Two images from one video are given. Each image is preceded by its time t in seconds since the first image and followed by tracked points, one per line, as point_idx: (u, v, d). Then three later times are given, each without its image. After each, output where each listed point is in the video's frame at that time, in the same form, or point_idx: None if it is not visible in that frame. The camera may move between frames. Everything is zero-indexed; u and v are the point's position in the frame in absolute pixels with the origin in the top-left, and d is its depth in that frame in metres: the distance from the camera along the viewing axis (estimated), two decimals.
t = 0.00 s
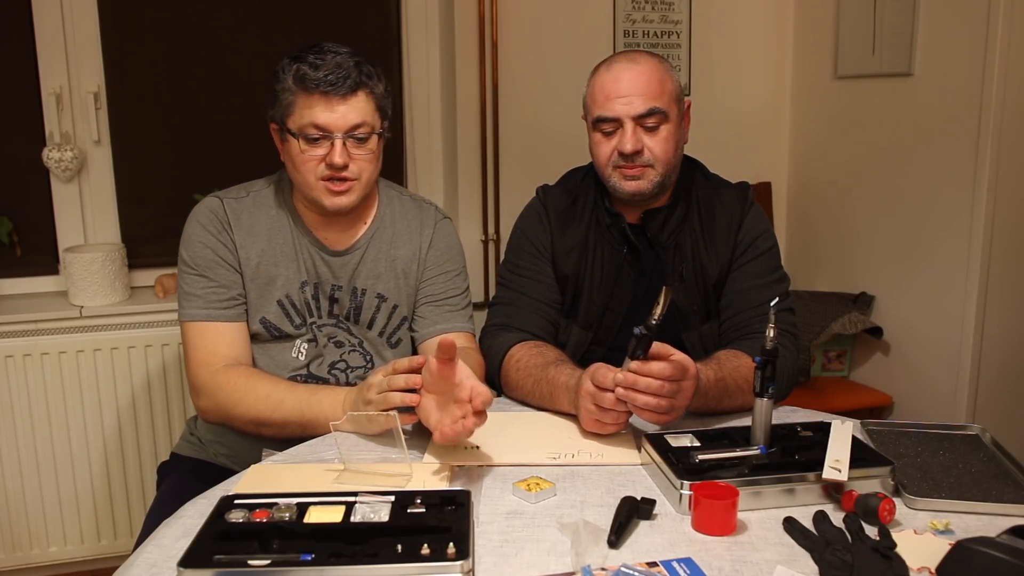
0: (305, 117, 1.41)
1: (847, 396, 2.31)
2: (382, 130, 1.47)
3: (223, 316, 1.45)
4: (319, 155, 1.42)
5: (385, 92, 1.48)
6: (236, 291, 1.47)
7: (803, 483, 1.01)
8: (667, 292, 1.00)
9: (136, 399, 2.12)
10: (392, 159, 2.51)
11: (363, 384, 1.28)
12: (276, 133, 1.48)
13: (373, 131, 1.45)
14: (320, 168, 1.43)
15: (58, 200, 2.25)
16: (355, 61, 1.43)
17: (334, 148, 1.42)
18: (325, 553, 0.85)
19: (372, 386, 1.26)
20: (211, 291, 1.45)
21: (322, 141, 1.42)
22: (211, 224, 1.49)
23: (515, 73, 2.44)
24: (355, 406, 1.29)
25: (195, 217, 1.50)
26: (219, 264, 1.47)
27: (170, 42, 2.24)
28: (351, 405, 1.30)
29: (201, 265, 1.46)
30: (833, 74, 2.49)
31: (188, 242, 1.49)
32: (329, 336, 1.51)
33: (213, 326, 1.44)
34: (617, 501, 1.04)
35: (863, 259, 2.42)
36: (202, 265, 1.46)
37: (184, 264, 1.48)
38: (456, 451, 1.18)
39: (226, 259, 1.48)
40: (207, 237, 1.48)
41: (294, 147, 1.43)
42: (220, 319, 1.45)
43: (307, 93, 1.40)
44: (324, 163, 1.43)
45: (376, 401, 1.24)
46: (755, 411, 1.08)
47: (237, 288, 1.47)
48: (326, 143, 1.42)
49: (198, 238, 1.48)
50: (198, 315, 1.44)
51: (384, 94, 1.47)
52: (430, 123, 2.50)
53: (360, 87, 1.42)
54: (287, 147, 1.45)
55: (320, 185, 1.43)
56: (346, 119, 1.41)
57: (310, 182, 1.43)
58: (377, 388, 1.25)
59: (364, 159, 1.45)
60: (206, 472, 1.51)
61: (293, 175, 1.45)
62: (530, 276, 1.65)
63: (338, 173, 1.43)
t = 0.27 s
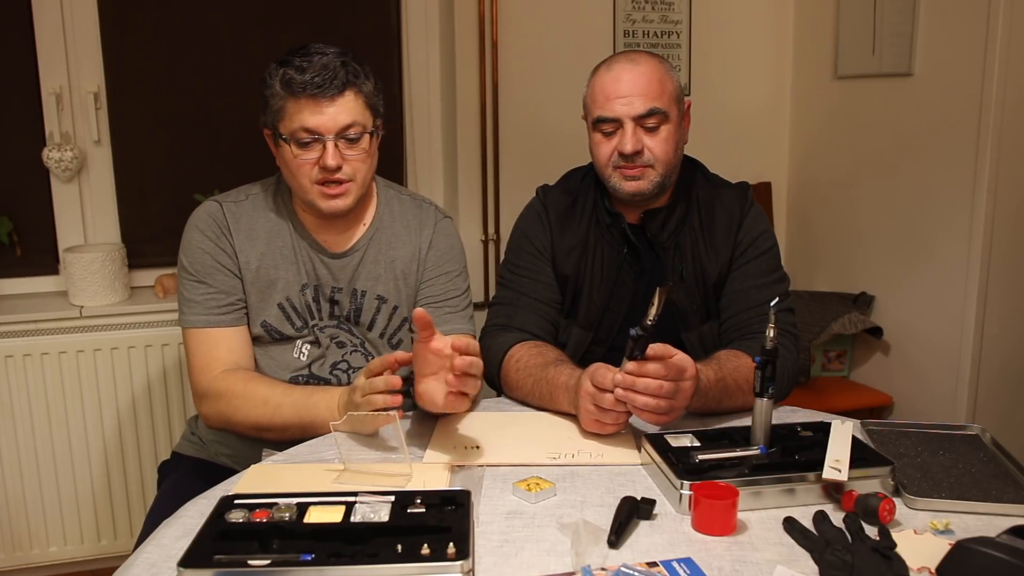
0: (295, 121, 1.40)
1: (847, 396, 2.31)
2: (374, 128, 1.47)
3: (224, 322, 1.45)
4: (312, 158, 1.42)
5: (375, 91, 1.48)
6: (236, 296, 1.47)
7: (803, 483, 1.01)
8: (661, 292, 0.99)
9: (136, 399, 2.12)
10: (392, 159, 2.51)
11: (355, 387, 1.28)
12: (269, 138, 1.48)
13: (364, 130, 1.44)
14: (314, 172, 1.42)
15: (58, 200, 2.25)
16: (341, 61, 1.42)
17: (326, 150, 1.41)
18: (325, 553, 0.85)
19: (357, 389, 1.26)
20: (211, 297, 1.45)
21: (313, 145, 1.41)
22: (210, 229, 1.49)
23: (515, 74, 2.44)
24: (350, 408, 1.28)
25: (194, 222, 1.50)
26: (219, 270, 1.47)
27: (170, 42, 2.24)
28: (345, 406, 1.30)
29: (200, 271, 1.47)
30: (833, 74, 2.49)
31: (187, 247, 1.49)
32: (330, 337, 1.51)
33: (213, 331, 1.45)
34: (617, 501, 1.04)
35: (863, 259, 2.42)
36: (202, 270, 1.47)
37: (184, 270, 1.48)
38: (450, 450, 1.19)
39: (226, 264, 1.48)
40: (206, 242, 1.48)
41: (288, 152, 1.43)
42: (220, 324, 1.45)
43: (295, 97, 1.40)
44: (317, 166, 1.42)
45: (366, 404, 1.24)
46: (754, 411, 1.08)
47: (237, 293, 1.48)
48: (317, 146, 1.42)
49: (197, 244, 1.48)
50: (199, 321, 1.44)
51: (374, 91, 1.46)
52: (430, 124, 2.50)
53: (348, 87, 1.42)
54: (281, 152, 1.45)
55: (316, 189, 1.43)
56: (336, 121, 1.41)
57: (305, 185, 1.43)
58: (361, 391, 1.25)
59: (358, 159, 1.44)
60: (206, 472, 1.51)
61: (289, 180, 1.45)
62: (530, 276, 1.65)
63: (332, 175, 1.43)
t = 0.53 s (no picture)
0: (294, 124, 1.40)
1: (847, 396, 2.31)
2: (374, 128, 1.47)
3: (224, 322, 1.45)
4: (312, 161, 1.42)
5: (374, 90, 1.48)
6: (237, 296, 1.47)
7: (803, 483, 1.01)
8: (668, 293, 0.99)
9: (136, 399, 2.12)
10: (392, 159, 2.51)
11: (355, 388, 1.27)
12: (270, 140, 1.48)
13: (364, 131, 1.44)
14: (315, 174, 1.43)
15: (58, 200, 2.25)
16: (338, 62, 1.42)
17: (326, 153, 1.41)
18: (325, 553, 0.85)
19: (359, 397, 1.25)
20: (212, 297, 1.45)
21: (313, 148, 1.41)
22: (212, 229, 1.49)
23: (515, 74, 2.44)
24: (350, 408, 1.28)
25: (196, 221, 1.50)
26: (220, 269, 1.47)
27: (170, 42, 2.24)
28: (345, 407, 1.29)
29: (201, 270, 1.46)
30: (833, 74, 2.49)
31: (188, 246, 1.49)
32: (330, 338, 1.51)
33: (214, 331, 1.45)
34: (617, 501, 1.04)
35: (863, 259, 2.42)
36: (203, 269, 1.46)
37: (185, 269, 1.48)
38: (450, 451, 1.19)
39: (227, 263, 1.48)
40: (208, 242, 1.48)
41: (288, 155, 1.43)
42: (221, 324, 1.45)
43: (293, 101, 1.39)
44: (319, 169, 1.42)
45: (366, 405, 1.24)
46: (755, 411, 1.08)
47: (238, 293, 1.47)
48: (317, 149, 1.42)
49: (198, 243, 1.48)
50: (200, 321, 1.44)
51: (373, 92, 1.46)
52: (430, 124, 2.50)
53: (346, 88, 1.41)
54: (281, 155, 1.45)
55: (317, 191, 1.43)
56: (336, 123, 1.40)
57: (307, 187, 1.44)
58: (365, 400, 1.24)
59: (358, 160, 1.44)
60: (206, 473, 1.51)
61: (290, 182, 1.45)
62: (530, 276, 1.65)
63: (333, 177, 1.43)
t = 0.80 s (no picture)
0: (305, 123, 1.40)
1: (847, 396, 2.31)
2: (380, 127, 1.47)
3: (225, 323, 1.46)
4: (325, 160, 1.42)
5: (379, 89, 1.48)
6: (238, 297, 1.47)
7: (803, 483, 1.01)
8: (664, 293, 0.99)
9: (136, 399, 2.12)
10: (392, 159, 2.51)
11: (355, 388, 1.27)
12: (275, 141, 1.48)
13: (373, 130, 1.45)
14: (328, 173, 1.42)
15: (58, 200, 2.25)
16: (348, 61, 1.42)
17: (339, 151, 1.41)
18: (324, 553, 0.85)
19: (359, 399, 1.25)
20: (213, 298, 1.45)
21: (326, 146, 1.41)
22: (212, 230, 1.49)
23: (515, 74, 2.44)
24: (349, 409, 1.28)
25: (196, 223, 1.50)
26: (221, 271, 1.47)
27: (170, 42, 2.24)
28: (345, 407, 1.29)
29: (202, 272, 1.46)
30: (833, 74, 2.49)
31: (189, 248, 1.49)
32: (331, 338, 1.51)
33: (214, 332, 1.45)
34: (617, 501, 1.04)
35: (863, 259, 2.42)
36: (204, 271, 1.46)
37: (186, 270, 1.48)
38: (450, 451, 1.19)
39: (228, 264, 1.47)
40: (208, 243, 1.48)
41: (298, 155, 1.42)
42: (221, 325, 1.45)
43: (305, 100, 1.39)
44: (331, 168, 1.42)
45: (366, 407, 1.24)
46: (755, 411, 1.08)
47: (239, 294, 1.47)
48: (330, 147, 1.41)
49: (199, 245, 1.48)
50: (201, 322, 1.44)
51: (378, 90, 1.47)
52: (430, 124, 2.50)
53: (356, 87, 1.42)
54: (289, 155, 1.44)
55: (330, 190, 1.43)
56: (347, 121, 1.41)
57: (318, 187, 1.43)
58: (364, 402, 1.24)
59: (368, 158, 1.45)
60: (206, 473, 1.51)
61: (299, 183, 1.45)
62: (530, 276, 1.65)
63: (345, 175, 1.43)
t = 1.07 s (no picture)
0: (328, 117, 1.41)
1: (847, 396, 2.31)
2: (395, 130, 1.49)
3: (225, 322, 1.45)
4: (346, 155, 1.42)
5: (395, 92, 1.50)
6: (237, 297, 1.47)
7: (803, 483, 1.01)
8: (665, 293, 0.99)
9: (136, 399, 2.12)
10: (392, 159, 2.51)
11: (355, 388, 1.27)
12: (286, 136, 1.47)
13: (390, 130, 1.46)
14: (346, 169, 1.43)
15: (58, 200, 2.24)
16: (372, 61, 1.44)
17: (359, 148, 1.42)
18: (324, 553, 0.85)
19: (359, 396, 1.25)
20: (213, 298, 1.45)
21: (347, 142, 1.42)
22: (211, 229, 1.48)
23: (515, 74, 2.44)
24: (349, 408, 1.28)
25: (195, 222, 1.49)
26: (221, 270, 1.47)
27: (170, 42, 2.24)
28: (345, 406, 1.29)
29: (202, 271, 1.46)
30: (833, 74, 2.49)
31: (188, 247, 1.48)
32: (330, 338, 1.51)
33: (214, 332, 1.44)
34: (617, 501, 1.04)
35: (863, 259, 2.42)
36: (203, 270, 1.46)
37: (185, 270, 1.48)
38: (452, 451, 1.19)
39: (227, 264, 1.47)
40: (207, 243, 1.48)
41: (316, 148, 1.42)
42: (220, 324, 1.45)
43: (332, 94, 1.41)
44: (349, 164, 1.43)
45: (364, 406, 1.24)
46: (754, 411, 1.08)
47: (238, 293, 1.47)
48: (350, 143, 1.42)
49: (198, 244, 1.48)
50: (200, 322, 1.44)
51: (395, 93, 1.49)
52: (430, 124, 2.50)
53: (379, 86, 1.44)
54: (304, 149, 1.44)
55: (347, 185, 1.43)
56: (369, 119, 1.42)
57: (334, 182, 1.43)
58: (363, 399, 1.24)
59: (384, 158, 1.46)
60: (205, 473, 1.51)
61: (314, 177, 1.44)
62: (529, 276, 1.65)
63: (364, 172, 1.43)
